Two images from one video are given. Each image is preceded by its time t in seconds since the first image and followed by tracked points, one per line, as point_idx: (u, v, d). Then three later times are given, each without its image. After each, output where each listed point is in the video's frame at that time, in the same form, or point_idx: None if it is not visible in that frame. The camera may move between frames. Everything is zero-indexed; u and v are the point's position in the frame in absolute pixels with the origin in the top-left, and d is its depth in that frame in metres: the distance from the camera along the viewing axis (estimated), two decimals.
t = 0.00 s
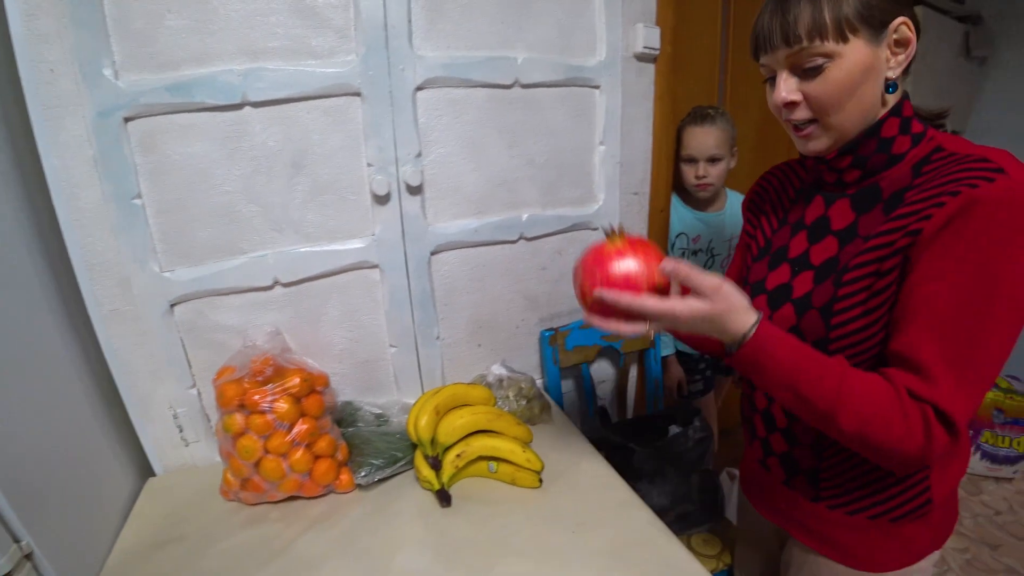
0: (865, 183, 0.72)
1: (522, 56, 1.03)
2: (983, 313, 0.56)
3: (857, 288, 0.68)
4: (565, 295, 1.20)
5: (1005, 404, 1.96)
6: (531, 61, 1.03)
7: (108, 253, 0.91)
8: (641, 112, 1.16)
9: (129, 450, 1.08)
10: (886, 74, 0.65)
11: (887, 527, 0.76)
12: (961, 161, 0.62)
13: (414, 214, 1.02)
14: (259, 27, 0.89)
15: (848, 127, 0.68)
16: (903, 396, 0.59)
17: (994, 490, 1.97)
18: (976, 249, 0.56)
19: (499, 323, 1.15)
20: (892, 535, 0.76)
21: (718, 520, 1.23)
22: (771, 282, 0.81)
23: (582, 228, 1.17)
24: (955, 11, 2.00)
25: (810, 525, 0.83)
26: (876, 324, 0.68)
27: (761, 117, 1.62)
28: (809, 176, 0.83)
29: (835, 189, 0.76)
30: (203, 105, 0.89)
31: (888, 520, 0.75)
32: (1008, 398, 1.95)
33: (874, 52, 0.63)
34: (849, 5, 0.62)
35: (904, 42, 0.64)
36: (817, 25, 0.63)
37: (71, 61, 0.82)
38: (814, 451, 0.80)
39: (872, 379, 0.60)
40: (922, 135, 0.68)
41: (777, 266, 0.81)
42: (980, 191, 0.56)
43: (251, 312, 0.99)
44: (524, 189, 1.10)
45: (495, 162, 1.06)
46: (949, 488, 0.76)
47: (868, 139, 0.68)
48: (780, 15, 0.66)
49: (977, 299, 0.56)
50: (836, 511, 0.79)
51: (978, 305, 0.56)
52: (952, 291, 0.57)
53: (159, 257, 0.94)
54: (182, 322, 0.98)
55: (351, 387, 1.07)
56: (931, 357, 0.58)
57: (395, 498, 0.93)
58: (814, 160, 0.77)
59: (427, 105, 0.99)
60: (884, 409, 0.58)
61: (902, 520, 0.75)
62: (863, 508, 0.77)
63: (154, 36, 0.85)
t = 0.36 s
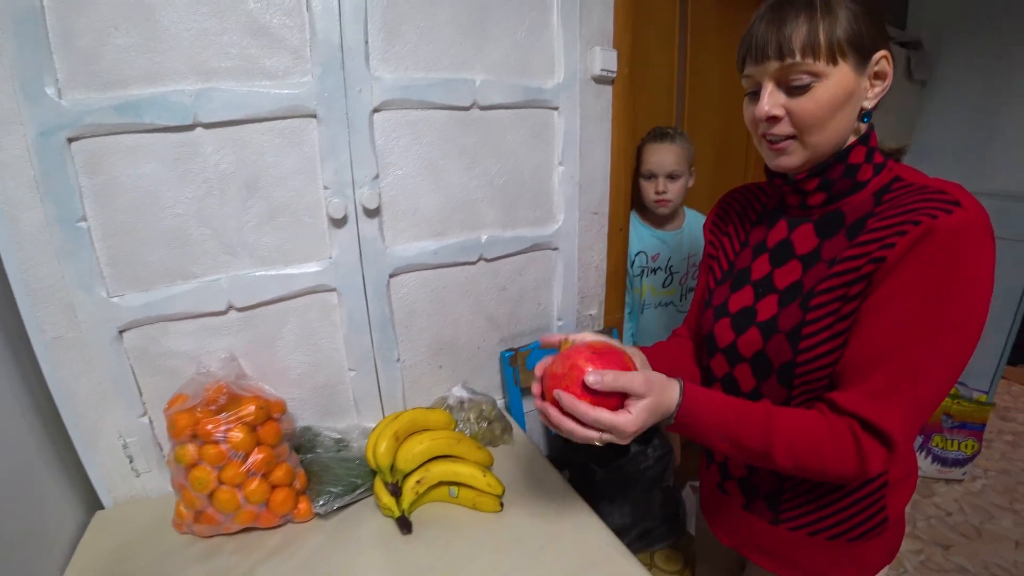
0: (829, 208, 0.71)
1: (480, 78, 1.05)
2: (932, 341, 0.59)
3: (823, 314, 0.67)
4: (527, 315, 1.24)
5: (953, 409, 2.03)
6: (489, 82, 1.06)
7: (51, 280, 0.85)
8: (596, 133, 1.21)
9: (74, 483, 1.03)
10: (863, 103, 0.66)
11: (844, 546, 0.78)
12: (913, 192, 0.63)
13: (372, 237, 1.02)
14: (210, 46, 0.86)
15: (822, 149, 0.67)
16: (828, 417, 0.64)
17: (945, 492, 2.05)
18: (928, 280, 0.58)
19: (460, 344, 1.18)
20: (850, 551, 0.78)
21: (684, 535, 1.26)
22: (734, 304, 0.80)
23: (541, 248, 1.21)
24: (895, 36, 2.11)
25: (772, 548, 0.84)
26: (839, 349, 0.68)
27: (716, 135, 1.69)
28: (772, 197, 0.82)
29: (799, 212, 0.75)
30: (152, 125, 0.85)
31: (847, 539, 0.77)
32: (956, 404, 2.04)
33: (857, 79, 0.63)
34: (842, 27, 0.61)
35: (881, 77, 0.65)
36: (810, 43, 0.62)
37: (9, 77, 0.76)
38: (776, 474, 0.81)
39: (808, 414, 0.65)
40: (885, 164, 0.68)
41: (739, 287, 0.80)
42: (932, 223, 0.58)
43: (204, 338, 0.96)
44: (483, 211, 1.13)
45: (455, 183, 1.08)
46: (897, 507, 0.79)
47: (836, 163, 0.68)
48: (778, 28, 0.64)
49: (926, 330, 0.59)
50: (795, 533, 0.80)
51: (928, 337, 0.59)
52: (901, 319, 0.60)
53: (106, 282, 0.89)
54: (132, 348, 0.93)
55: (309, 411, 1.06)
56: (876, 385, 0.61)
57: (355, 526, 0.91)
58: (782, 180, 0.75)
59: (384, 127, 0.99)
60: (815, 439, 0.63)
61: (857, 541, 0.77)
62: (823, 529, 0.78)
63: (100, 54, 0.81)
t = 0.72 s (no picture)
0: (820, 226, 0.73)
1: (454, 96, 1.06)
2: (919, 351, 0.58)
3: (810, 326, 0.69)
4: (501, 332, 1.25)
5: (922, 419, 2.08)
6: (463, 100, 1.07)
7: (9, 295, 0.82)
8: (571, 151, 1.23)
9: (31, 508, 0.98)
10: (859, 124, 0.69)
11: (823, 560, 0.79)
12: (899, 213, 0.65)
13: (345, 253, 1.01)
14: (182, 60, 0.85)
15: (822, 165, 0.68)
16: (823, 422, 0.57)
17: (915, 500, 2.10)
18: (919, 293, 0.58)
19: (435, 362, 1.18)
20: (826, 565, 0.79)
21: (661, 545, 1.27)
22: (720, 314, 0.81)
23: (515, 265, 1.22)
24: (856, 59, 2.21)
25: (752, 560, 0.85)
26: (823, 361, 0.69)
27: (688, 155, 1.74)
28: (763, 211, 0.85)
29: (790, 227, 0.77)
30: (119, 138, 0.83)
31: (825, 553, 0.78)
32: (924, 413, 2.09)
33: (859, 99, 0.66)
34: (849, 48, 0.64)
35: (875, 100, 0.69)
36: (819, 60, 0.64)
37: None
38: (757, 488, 0.81)
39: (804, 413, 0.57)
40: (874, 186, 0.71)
41: (726, 297, 0.81)
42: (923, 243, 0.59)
43: (171, 356, 0.93)
44: (458, 228, 1.13)
45: (428, 201, 1.08)
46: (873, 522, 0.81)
47: (830, 182, 0.70)
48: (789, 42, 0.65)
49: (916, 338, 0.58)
50: (775, 547, 0.81)
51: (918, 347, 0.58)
52: (892, 323, 0.58)
53: (69, 298, 0.86)
54: (95, 367, 0.89)
55: (280, 431, 1.04)
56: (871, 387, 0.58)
57: (327, 548, 0.89)
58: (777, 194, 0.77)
59: (358, 143, 0.99)
60: (809, 437, 0.56)
61: (834, 556, 0.78)
62: (801, 544, 0.79)
63: (66, 64, 0.79)
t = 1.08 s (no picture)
0: (803, 239, 0.75)
1: (436, 107, 1.07)
2: (907, 370, 0.61)
3: (800, 342, 0.70)
4: (483, 341, 1.26)
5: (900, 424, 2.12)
6: (445, 112, 1.08)
7: None
8: (553, 162, 1.25)
9: None
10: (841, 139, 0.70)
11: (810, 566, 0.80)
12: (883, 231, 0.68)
13: (326, 264, 1.01)
14: (162, 69, 0.85)
15: (805, 180, 0.70)
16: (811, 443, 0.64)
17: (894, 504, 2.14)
18: (903, 314, 0.62)
19: (417, 372, 1.18)
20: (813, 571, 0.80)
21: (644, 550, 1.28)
22: (708, 328, 0.82)
23: (497, 275, 1.23)
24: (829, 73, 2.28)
25: (737, 567, 0.85)
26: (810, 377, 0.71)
27: (667, 167, 1.77)
28: (745, 224, 0.86)
29: (775, 240, 0.79)
30: (97, 146, 0.82)
31: (811, 559, 0.80)
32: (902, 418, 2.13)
33: (841, 115, 0.68)
34: (827, 65, 0.66)
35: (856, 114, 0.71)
36: (800, 78, 0.66)
37: None
38: (744, 496, 0.82)
39: (790, 434, 0.64)
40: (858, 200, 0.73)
41: (713, 311, 0.83)
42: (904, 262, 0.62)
43: (148, 366, 0.92)
44: (439, 238, 1.14)
45: (409, 211, 1.09)
46: (858, 526, 0.83)
47: (813, 198, 0.71)
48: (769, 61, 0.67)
49: (903, 358, 0.61)
50: (763, 554, 0.82)
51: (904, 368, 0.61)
52: (881, 345, 0.62)
53: (43, 308, 0.84)
54: (69, 378, 0.88)
55: (260, 443, 1.03)
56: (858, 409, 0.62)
57: (307, 561, 0.89)
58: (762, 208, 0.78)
59: (339, 154, 0.99)
60: (795, 459, 0.63)
61: (821, 561, 0.80)
62: (790, 550, 0.80)
63: (43, 72, 0.78)
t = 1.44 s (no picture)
0: (786, 242, 0.75)
1: (425, 112, 1.08)
2: (894, 372, 0.61)
3: (783, 346, 0.71)
4: (474, 345, 1.26)
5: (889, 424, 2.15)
6: (434, 116, 1.08)
7: None
8: (542, 166, 1.25)
9: None
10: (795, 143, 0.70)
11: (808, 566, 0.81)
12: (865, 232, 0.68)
13: (315, 268, 1.00)
14: (149, 72, 0.84)
15: (762, 190, 0.72)
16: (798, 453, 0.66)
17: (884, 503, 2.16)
18: (888, 318, 0.62)
19: (407, 377, 1.17)
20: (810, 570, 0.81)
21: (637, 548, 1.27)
22: (697, 332, 0.83)
23: (487, 279, 1.23)
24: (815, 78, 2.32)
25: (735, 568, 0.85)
26: (795, 380, 0.71)
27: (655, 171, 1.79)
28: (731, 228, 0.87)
29: (759, 243, 0.79)
30: (82, 150, 0.81)
31: (807, 558, 0.80)
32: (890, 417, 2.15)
33: (783, 123, 0.67)
34: (755, 81, 0.66)
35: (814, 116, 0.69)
36: (729, 100, 0.67)
37: None
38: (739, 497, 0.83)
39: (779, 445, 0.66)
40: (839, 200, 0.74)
41: (703, 316, 0.83)
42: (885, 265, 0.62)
43: (135, 373, 0.91)
44: (429, 242, 1.14)
45: (398, 215, 1.09)
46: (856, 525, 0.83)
47: (790, 204, 0.72)
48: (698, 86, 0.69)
49: (890, 359, 0.62)
50: (760, 555, 0.82)
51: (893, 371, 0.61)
52: (866, 349, 0.62)
53: (26, 314, 0.83)
54: (53, 386, 0.86)
55: (249, 449, 1.02)
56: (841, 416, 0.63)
57: (298, 569, 0.88)
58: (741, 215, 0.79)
59: (328, 158, 0.99)
60: (785, 470, 0.64)
61: (815, 562, 0.80)
62: (787, 551, 0.80)
63: (26, 75, 0.77)
